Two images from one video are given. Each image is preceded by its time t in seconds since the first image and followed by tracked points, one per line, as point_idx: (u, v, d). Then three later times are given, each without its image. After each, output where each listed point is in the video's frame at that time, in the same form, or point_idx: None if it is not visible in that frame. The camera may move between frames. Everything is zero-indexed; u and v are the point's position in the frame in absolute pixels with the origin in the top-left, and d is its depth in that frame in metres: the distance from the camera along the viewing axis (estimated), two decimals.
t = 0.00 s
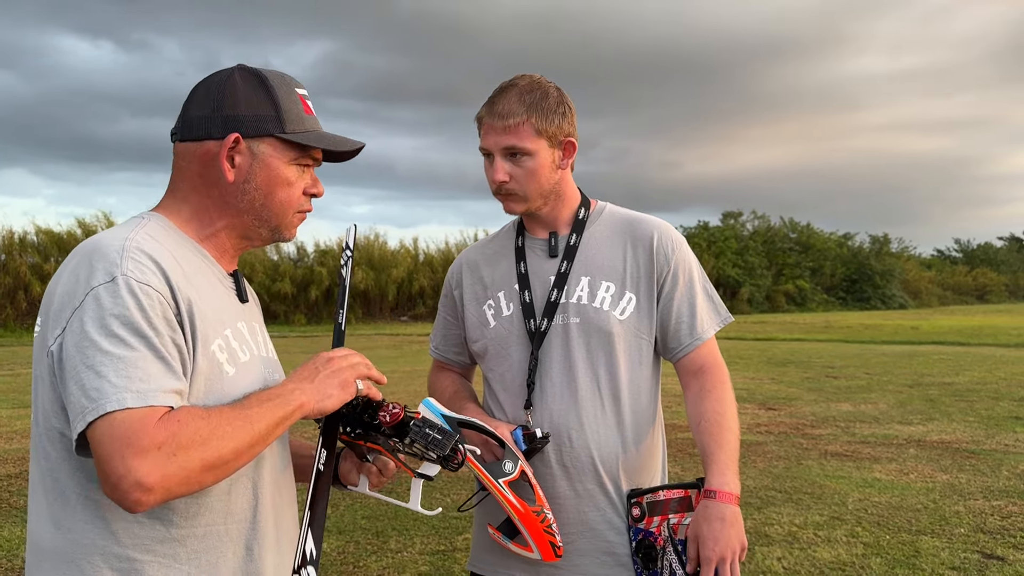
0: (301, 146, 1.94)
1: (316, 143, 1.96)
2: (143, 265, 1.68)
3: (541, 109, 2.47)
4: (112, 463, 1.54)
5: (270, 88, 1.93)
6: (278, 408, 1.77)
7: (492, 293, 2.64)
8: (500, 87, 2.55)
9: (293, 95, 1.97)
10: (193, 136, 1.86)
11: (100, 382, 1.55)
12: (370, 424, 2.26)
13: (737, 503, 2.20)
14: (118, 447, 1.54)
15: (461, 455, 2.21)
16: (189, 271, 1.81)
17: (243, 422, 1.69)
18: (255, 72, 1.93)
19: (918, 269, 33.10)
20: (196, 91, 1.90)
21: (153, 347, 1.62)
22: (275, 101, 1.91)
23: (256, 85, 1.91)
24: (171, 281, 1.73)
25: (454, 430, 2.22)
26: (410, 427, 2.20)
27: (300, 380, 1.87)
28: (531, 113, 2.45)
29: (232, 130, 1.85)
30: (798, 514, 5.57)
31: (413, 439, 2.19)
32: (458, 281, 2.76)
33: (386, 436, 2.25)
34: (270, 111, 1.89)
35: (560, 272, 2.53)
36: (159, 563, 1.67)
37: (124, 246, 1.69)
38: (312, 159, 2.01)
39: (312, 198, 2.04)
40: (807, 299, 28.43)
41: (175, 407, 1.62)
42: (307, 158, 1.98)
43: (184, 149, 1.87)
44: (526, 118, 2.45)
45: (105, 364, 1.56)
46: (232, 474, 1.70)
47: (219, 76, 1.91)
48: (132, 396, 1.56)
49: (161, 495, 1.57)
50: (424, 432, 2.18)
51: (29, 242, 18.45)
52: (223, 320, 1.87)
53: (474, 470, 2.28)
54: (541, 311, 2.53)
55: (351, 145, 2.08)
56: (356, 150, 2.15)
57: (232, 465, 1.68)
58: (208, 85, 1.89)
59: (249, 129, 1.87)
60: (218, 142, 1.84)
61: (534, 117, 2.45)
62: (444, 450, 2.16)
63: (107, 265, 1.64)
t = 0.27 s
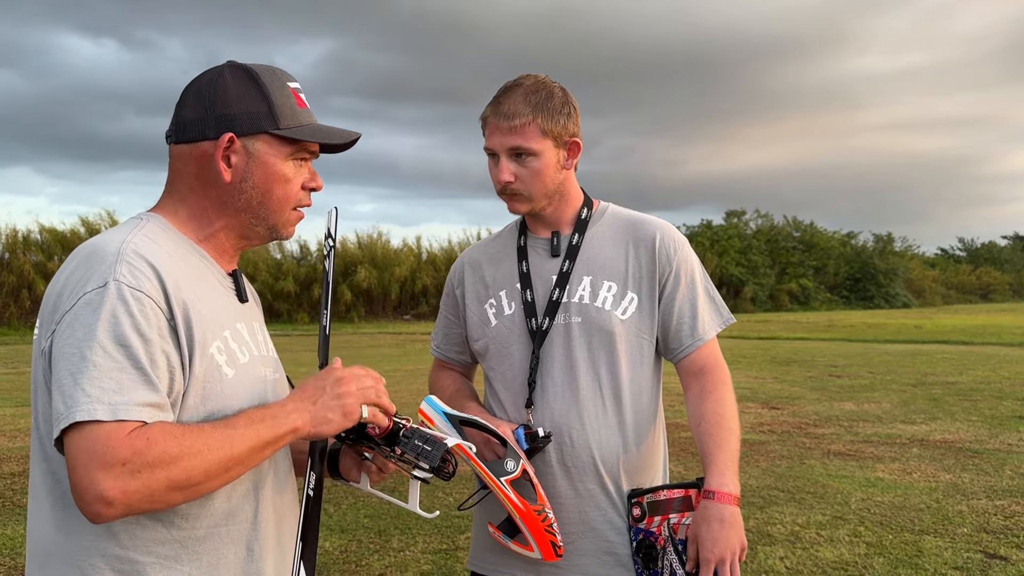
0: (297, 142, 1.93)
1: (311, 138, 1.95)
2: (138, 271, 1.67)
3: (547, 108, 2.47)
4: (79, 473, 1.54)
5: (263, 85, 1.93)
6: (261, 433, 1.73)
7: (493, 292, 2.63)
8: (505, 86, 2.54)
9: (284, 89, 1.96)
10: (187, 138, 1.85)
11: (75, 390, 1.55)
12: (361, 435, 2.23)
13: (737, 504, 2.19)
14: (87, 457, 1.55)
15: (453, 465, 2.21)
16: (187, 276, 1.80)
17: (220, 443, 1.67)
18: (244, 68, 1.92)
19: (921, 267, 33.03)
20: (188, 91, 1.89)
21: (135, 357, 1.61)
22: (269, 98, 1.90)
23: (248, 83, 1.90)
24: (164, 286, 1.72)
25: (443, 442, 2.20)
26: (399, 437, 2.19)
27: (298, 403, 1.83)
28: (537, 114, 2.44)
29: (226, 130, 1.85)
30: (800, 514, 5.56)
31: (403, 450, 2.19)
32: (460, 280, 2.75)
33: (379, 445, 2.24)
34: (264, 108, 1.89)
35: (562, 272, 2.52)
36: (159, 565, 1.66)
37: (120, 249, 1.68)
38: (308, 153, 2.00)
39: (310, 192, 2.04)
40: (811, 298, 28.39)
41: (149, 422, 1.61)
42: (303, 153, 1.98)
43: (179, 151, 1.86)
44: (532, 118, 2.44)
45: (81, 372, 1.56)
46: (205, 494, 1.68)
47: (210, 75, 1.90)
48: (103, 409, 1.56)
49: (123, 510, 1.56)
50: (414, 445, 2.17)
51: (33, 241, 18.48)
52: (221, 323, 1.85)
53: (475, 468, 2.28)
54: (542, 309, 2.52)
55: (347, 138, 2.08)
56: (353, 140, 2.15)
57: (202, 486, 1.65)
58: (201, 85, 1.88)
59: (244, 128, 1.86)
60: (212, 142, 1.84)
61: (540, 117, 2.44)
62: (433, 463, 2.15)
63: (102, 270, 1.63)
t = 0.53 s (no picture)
0: (300, 140, 1.94)
1: (314, 136, 1.95)
2: (140, 268, 1.68)
3: (556, 102, 2.48)
4: (75, 471, 1.56)
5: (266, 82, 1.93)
6: (260, 441, 1.74)
7: (499, 288, 2.64)
8: (513, 81, 2.55)
9: (288, 86, 1.96)
10: (190, 135, 1.86)
11: (75, 388, 1.56)
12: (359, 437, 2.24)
13: (742, 501, 2.20)
14: (85, 456, 1.56)
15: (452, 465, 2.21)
16: (190, 273, 1.81)
17: (219, 448, 1.68)
18: (249, 64, 1.92)
19: (926, 266, 32.96)
20: (192, 87, 1.90)
21: (136, 356, 1.62)
22: (272, 97, 1.90)
23: (252, 80, 1.90)
24: (167, 284, 1.73)
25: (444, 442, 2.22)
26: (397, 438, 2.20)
27: (300, 412, 1.84)
28: (547, 107, 2.46)
29: (230, 127, 1.85)
30: (803, 512, 5.57)
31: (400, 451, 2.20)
32: (466, 276, 2.77)
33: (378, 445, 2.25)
34: (267, 106, 1.89)
35: (568, 268, 2.53)
36: (162, 560, 1.68)
37: (123, 246, 1.70)
38: (313, 151, 2.01)
39: (315, 189, 2.06)
40: (814, 296, 28.35)
41: (147, 423, 1.62)
42: (307, 151, 1.98)
43: (183, 147, 1.87)
44: (542, 111, 2.45)
45: (82, 370, 1.57)
46: (201, 498, 1.69)
47: (214, 70, 1.91)
48: (103, 408, 1.57)
49: (116, 510, 1.57)
50: (412, 446, 2.18)
51: (37, 238, 18.53)
52: (224, 320, 1.86)
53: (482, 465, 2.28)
54: (548, 306, 2.53)
55: (351, 135, 2.08)
56: (358, 136, 2.16)
57: (198, 490, 1.66)
58: (205, 81, 1.89)
59: (247, 126, 1.87)
60: (215, 140, 1.85)
61: (550, 111, 2.45)
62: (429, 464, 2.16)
63: (104, 268, 1.65)
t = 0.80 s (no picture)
0: (299, 130, 1.95)
1: (313, 125, 1.96)
2: (142, 261, 1.69)
3: (562, 97, 2.49)
4: (78, 464, 1.57)
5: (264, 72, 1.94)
6: (264, 436, 1.76)
7: (504, 283, 2.65)
8: (519, 76, 2.56)
9: (287, 76, 1.97)
10: (189, 127, 1.87)
11: (78, 381, 1.57)
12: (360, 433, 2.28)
13: (746, 497, 2.21)
14: (88, 449, 1.57)
15: (449, 466, 2.23)
16: (192, 265, 1.82)
17: (222, 442, 1.69)
18: (246, 55, 1.93)
19: (929, 265, 32.88)
20: (190, 79, 1.91)
21: (139, 349, 1.63)
22: (270, 86, 1.91)
23: (250, 70, 1.91)
24: (168, 277, 1.73)
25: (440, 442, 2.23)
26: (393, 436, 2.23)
27: (305, 408, 1.86)
28: (553, 101, 2.46)
29: (228, 118, 1.86)
30: (806, 510, 5.57)
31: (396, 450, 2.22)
32: (470, 271, 2.77)
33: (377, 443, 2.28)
34: (266, 96, 1.90)
35: (573, 263, 2.54)
36: (165, 553, 1.69)
37: (125, 239, 1.70)
38: (312, 140, 2.02)
39: (314, 179, 2.07)
40: (817, 295, 28.31)
41: (151, 416, 1.63)
42: (306, 141, 1.99)
43: (182, 141, 1.89)
44: (548, 106, 2.46)
45: (84, 362, 1.58)
46: (203, 492, 1.71)
47: (212, 62, 1.92)
48: (106, 402, 1.58)
49: (118, 503, 1.59)
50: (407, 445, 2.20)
51: (41, 235, 18.58)
52: (226, 314, 1.87)
53: (488, 458, 2.31)
54: (553, 301, 2.54)
55: (350, 124, 2.09)
56: (358, 126, 2.16)
57: (200, 484, 1.67)
58: (203, 72, 1.90)
59: (246, 116, 1.88)
60: (214, 131, 1.86)
61: (556, 105, 2.46)
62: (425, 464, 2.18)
63: (107, 261, 1.66)
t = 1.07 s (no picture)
0: (289, 117, 1.95)
1: (303, 112, 1.97)
2: (142, 253, 1.69)
3: (566, 94, 2.50)
4: (104, 456, 1.58)
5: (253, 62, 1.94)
6: (284, 403, 1.78)
7: (507, 280, 2.65)
8: (523, 73, 2.56)
9: (275, 66, 1.98)
10: (179, 120, 1.88)
11: (93, 374, 1.58)
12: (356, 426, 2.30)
13: (748, 493, 2.21)
14: (111, 440, 1.58)
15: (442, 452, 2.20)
16: (192, 257, 1.83)
17: (244, 415, 1.71)
18: (233, 46, 1.94)
19: (932, 264, 32.84)
20: (178, 73, 1.91)
21: (149, 338, 1.64)
22: (259, 76, 1.92)
23: (239, 61, 1.91)
24: (170, 268, 1.74)
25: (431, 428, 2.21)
26: (387, 425, 2.25)
27: (320, 369, 1.88)
28: (556, 98, 2.47)
29: (219, 109, 1.87)
30: (808, 508, 5.57)
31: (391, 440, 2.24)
32: (474, 268, 2.77)
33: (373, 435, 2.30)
34: (256, 85, 1.91)
35: (576, 260, 2.54)
36: (173, 548, 1.70)
37: (124, 233, 1.71)
38: (303, 129, 2.03)
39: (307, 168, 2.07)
40: (819, 294, 28.29)
41: (169, 400, 1.64)
42: (297, 128, 2.00)
43: (172, 135, 1.89)
44: (551, 102, 2.46)
45: (97, 355, 1.59)
46: (233, 467, 1.73)
47: (199, 54, 1.92)
48: (122, 391, 1.59)
49: (151, 489, 1.59)
50: (398, 433, 2.22)
51: (44, 231, 18.60)
52: (227, 305, 1.88)
53: (491, 452, 2.31)
54: (556, 298, 2.54)
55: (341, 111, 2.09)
56: (346, 113, 2.17)
57: (230, 458, 1.69)
58: (191, 65, 1.90)
59: (236, 107, 1.88)
60: (204, 123, 1.86)
61: (560, 102, 2.46)
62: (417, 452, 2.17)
63: (108, 255, 1.66)
